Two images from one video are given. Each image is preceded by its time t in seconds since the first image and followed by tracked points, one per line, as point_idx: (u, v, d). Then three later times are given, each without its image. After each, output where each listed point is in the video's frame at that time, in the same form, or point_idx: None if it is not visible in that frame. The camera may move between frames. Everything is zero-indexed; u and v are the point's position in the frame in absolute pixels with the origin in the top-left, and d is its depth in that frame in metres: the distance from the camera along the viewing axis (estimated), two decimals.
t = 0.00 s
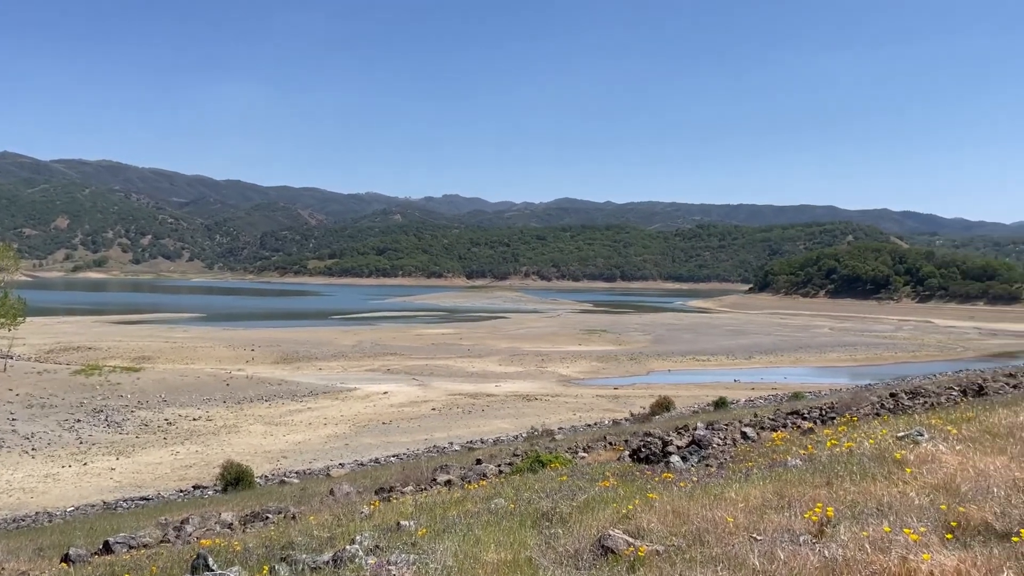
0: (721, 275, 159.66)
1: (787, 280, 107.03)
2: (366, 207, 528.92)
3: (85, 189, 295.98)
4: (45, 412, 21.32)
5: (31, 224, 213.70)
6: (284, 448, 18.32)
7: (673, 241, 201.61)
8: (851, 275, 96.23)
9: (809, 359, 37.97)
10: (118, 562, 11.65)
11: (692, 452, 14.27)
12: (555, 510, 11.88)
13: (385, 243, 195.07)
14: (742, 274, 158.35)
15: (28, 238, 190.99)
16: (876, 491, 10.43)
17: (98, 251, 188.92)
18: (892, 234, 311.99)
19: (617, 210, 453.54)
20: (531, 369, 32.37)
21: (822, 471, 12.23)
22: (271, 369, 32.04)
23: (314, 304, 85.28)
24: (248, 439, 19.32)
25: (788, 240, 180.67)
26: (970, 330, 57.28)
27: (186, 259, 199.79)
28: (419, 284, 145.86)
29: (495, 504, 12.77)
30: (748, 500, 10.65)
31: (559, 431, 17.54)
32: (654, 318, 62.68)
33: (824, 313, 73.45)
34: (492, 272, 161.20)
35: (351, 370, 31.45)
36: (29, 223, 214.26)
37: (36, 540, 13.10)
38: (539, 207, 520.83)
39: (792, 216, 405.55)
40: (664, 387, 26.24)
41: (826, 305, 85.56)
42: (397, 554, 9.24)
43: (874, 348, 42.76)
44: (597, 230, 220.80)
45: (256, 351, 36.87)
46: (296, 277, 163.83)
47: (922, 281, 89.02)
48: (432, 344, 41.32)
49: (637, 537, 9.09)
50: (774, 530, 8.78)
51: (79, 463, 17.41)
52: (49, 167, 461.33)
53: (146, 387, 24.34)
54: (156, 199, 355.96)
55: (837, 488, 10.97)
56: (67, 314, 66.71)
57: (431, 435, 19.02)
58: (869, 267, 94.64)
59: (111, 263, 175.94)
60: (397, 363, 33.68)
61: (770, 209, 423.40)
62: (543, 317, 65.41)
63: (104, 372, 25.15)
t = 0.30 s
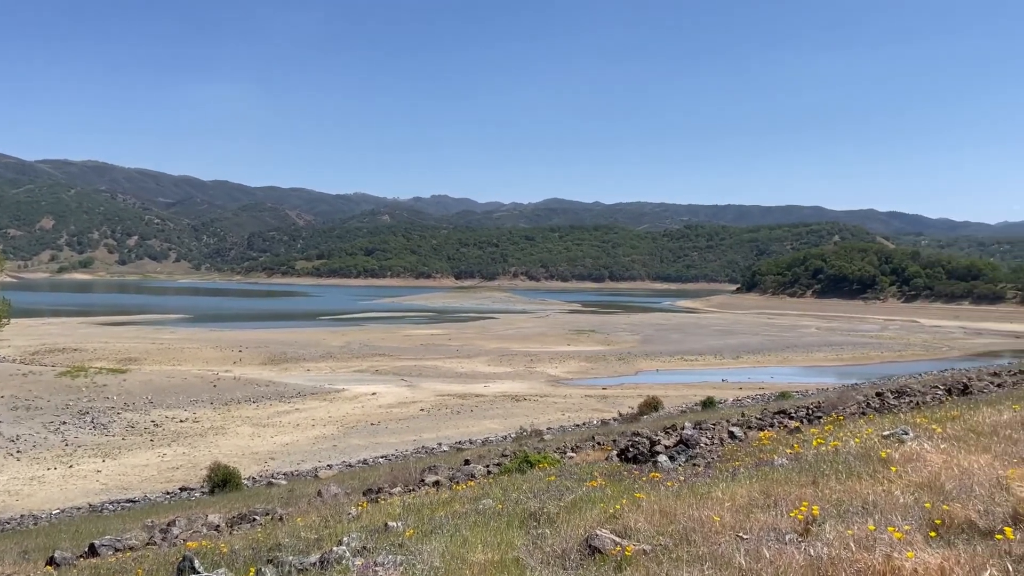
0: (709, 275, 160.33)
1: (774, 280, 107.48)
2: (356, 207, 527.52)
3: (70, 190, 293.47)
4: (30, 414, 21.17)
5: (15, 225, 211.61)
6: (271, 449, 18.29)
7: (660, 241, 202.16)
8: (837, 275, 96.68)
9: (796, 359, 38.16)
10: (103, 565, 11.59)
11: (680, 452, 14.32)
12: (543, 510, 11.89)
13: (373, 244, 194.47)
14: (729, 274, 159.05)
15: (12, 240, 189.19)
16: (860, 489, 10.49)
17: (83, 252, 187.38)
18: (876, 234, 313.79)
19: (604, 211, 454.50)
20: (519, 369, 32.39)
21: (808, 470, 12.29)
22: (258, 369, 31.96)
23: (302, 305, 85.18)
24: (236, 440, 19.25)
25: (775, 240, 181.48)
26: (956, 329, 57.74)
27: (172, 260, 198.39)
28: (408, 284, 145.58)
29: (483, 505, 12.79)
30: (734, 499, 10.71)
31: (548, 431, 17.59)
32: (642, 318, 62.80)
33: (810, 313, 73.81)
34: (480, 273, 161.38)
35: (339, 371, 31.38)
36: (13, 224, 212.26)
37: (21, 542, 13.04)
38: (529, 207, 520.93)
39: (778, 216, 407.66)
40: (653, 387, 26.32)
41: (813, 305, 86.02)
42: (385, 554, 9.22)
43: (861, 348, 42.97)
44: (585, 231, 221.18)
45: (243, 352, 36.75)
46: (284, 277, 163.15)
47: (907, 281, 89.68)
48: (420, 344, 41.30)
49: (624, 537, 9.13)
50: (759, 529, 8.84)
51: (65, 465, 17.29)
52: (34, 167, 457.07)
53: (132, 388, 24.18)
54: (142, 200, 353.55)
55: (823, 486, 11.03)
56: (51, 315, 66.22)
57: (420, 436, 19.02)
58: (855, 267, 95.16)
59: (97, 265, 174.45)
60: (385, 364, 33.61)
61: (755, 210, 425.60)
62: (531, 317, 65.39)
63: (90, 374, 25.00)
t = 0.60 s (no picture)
0: (697, 275, 160.96)
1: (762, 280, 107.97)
2: (346, 207, 526.45)
3: (55, 192, 291.19)
4: (14, 416, 21.01)
5: None
6: (260, 451, 18.22)
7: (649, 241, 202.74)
8: (825, 275, 97.18)
9: (783, 358, 38.36)
10: (89, 568, 11.50)
11: (668, 452, 14.35)
12: (531, 511, 11.90)
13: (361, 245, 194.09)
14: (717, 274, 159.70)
15: None
16: (847, 489, 10.53)
17: (69, 253, 185.91)
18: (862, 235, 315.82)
19: (592, 211, 455.14)
20: (509, 370, 32.40)
21: (795, 469, 12.35)
22: (246, 371, 31.82)
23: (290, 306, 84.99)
24: (223, 442, 19.17)
25: (763, 240, 182.20)
26: (942, 329, 58.20)
27: (159, 261, 197.29)
28: (397, 285, 145.44)
29: (471, 505, 12.78)
30: (721, 499, 10.75)
31: (537, 431, 17.61)
32: (631, 318, 62.93)
33: (798, 313, 74.22)
34: (469, 273, 161.95)
35: (328, 372, 31.29)
36: None
37: (5, 546, 12.94)
38: (518, 207, 521.33)
39: (765, 216, 409.70)
40: (641, 387, 26.40)
41: (800, 305, 86.47)
42: (373, 556, 9.19)
43: (847, 347, 43.20)
44: (574, 231, 221.59)
45: (231, 353, 36.59)
46: (272, 278, 162.58)
47: (894, 281, 90.25)
48: (409, 345, 41.26)
49: (612, 537, 9.12)
50: (747, 528, 8.84)
51: (51, 468, 17.18)
52: (21, 167, 453.25)
53: (119, 390, 24.06)
54: (129, 200, 351.09)
55: (810, 485, 11.09)
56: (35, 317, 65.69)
57: (409, 437, 18.99)
58: (842, 267, 95.67)
59: (83, 266, 173.21)
60: (374, 365, 33.53)
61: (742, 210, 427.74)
62: (519, 317, 65.36)
63: (76, 376, 24.84)
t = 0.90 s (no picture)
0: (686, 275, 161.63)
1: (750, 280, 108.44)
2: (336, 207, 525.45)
3: (40, 192, 288.91)
4: None
5: None
6: (248, 452, 18.15)
7: (637, 241, 203.43)
8: (812, 276, 97.70)
9: (771, 358, 38.54)
10: (74, 570, 11.42)
11: (657, 451, 14.38)
12: (519, 512, 11.89)
13: (349, 245, 193.70)
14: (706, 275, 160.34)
15: None
16: (834, 488, 10.58)
17: (55, 253, 184.52)
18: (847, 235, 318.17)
19: (581, 211, 456.12)
20: (498, 370, 32.39)
21: (782, 469, 12.39)
22: (234, 371, 31.69)
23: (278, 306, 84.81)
24: (211, 443, 19.11)
25: (751, 240, 183.10)
26: (928, 328, 58.68)
27: (146, 261, 196.22)
28: (386, 285, 145.24)
29: (460, 506, 12.77)
30: (709, 499, 10.78)
31: (526, 431, 17.63)
32: (620, 318, 63.05)
33: (785, 313, 74.61)
34: (457, 273, 162.14)
35: (316, 373, 31.22)
36: None
37: None
38: (508, 207, 521.79)
39: (752, 217, 411.80)
40: (629, 387, 26.47)
41: (788, 305, 86.93)
42: (361, 557, 9.18)
43: (834, 347, 43.43)
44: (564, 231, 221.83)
45: (218, 354, 36.43)
46: (260, 279, 161.98)
47: (881, 280, 90.83)
48: (398, 345, 41.24)
49: (601, 537, 9.13)
50: (734, 528, 8.85)
51: (37, 470, 17.07)
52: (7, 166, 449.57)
53: (105, 391, 23.93)
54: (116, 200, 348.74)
55: (797, 485, 11.14)
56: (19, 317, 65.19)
57: (398, 438, 18.97)
58: (830, 268, 96.20)
59: (69, 266, 171.94)
60: (363, 365, 33.46)
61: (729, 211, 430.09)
62: (507, 317, 65.37)
63: (62, 377, 24.69)
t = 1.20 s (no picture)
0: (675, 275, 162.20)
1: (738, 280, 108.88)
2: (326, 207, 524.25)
3: (26, 192, 286.60)
4: None
5: None
6: (235, 453, 18.09)
7: (626, 241, 203.98)
8: (799, 276, 98.24)
9: (759, 358, 38.73)
10: (59, 572, 11.34)
11: (645, 451, 14.42)
12: (507, 512, 11.90)
13: (337, 244, 193.20)
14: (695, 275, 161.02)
15: None
16: (821, 488, 10.63)
17: (40, 253, 183.02)
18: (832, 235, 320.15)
19: (570, 211, 456.97)
20: (487, 370, 32.39)
21: (769, 469, 12.46)
22: (222, 372, 31.56)
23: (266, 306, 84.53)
24: (198, 444, 19.03)
25: (740, 240, 184.02)
26: (914, 328, 59.18)
27: (133, 262, 194.94)
28: (374, 285, 145.00)
29: (449, 506, 12.77)
30: (696, 498, 10.82)
31: (515, 431, 17.65)
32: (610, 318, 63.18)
33: (773, 313, 75.01)
34: (446, 273, 162.10)
35: (304, 373, 31.15)
36: None
37: None
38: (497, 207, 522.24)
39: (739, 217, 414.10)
40: (616, 387, 26.52)
41: (775, 305, 87.42)
42: (348, 558, 9.18)
43: (821, 347, 43.69)
44: (553, 231, 222.24)
45: (206, 355, 36.26)
46: (248, 279, 161.31)
47: (868, 281, 91.44)
48: (387, 346, 41.20)
49: (588, 537, 9.15)
50: (722, 527, 8.88)
51: (22, 471, 16.96)
52: None
53: (92, 391, 23.78)
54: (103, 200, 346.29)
55: (784, 484, 11.20)
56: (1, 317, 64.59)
57: (387, 438, 18.95)
58: (817, 268, 96.76)
59: (55, 266, 170.55)
60: (351, 366, 33.41)
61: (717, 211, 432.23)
62: (496, 318, 65.32)
63: (47, 378, 24.52)
